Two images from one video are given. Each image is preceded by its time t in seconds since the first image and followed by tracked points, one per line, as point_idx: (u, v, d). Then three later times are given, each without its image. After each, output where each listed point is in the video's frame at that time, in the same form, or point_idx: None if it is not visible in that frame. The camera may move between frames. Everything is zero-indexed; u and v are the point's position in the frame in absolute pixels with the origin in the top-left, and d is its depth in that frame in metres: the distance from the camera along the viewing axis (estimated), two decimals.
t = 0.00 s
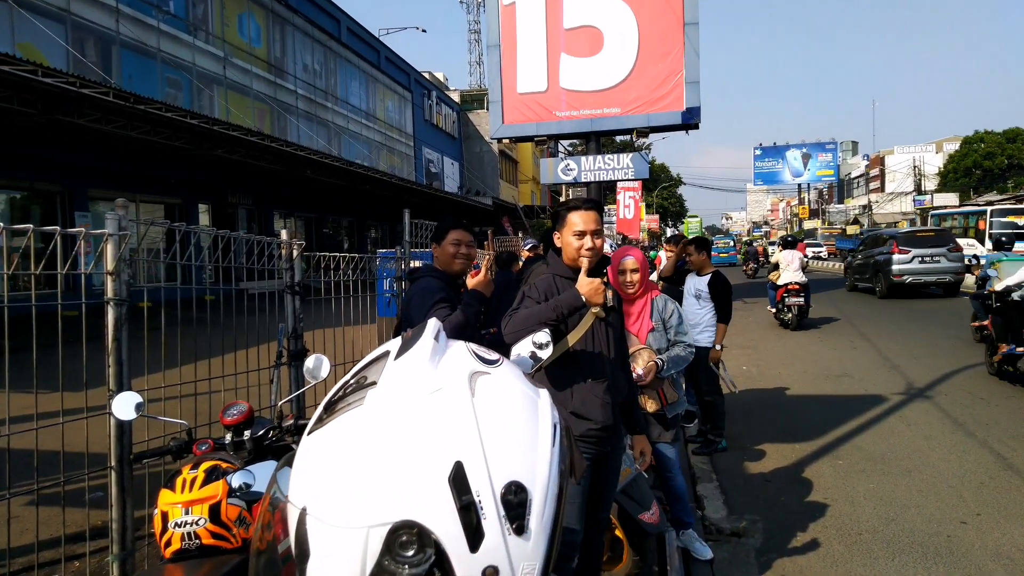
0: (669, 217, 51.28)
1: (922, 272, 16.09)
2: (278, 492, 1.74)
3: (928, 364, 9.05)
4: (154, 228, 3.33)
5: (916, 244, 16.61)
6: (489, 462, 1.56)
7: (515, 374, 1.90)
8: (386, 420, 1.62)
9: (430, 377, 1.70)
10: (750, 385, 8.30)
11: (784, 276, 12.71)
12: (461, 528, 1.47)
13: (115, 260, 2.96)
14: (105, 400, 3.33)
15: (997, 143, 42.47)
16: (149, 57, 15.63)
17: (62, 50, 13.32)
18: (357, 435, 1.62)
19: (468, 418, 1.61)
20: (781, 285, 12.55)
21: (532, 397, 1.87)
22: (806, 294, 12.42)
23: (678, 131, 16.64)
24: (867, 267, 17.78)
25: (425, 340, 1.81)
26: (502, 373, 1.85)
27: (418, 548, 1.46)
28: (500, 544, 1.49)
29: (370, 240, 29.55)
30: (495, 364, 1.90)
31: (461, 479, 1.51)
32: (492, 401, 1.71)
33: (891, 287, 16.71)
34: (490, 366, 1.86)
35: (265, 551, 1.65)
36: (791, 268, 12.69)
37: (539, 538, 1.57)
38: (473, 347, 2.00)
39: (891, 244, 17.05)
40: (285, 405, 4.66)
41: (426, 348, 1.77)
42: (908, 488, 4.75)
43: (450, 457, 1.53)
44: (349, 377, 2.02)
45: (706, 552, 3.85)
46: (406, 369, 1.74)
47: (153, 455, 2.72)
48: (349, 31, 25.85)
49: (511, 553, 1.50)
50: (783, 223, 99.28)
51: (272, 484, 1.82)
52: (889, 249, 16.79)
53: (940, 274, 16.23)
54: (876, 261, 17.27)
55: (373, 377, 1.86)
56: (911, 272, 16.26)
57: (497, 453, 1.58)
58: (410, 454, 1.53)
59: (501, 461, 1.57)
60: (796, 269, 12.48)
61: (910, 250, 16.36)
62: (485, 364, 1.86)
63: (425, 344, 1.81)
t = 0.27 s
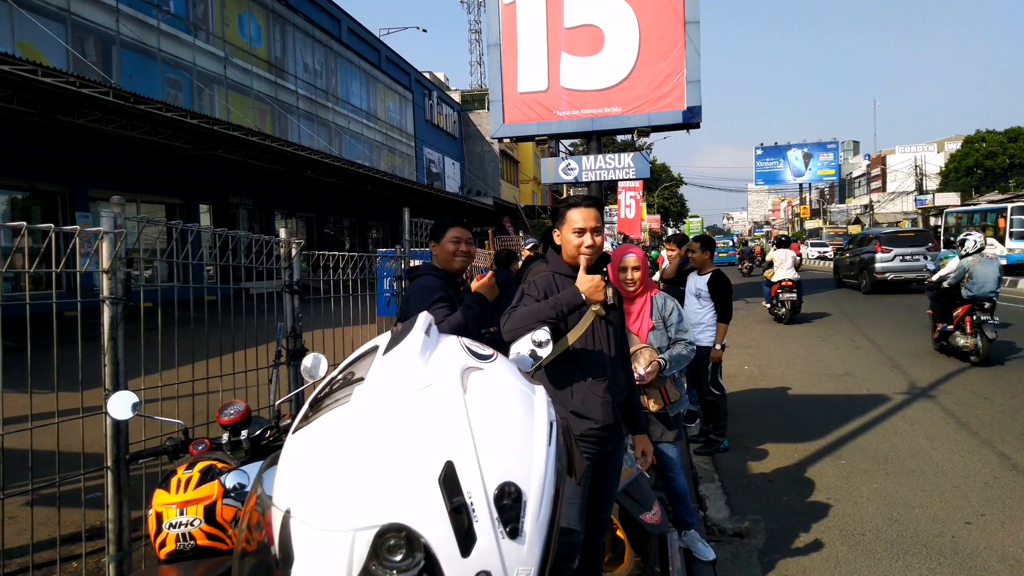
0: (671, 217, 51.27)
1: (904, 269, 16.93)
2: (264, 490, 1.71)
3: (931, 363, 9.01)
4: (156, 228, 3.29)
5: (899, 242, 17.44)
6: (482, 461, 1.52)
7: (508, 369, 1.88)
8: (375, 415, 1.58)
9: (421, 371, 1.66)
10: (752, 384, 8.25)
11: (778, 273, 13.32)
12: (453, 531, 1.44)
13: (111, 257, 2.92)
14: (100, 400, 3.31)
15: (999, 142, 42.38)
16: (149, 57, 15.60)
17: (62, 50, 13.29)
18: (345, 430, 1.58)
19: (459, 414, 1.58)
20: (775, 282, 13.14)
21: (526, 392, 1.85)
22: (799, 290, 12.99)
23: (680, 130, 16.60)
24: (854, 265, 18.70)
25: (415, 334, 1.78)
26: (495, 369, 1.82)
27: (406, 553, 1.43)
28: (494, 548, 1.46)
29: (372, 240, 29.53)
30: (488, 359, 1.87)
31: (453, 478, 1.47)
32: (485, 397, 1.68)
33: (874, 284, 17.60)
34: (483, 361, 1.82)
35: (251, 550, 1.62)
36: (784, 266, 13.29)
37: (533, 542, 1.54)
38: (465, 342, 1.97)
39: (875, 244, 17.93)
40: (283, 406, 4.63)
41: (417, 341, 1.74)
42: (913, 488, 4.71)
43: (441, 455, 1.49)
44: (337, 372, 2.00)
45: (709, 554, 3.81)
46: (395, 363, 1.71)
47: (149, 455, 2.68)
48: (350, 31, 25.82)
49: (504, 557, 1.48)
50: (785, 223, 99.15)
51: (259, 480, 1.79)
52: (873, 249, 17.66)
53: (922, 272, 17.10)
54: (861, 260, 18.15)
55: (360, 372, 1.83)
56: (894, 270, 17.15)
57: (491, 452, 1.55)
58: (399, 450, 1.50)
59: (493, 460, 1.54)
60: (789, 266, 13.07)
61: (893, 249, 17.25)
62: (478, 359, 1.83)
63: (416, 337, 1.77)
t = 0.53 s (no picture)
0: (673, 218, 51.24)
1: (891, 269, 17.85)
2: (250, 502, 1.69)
3: (935, 364, 8.97)
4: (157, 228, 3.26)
5: (889, 243, 18.34)
6: (473, 474, 1.49)
7: (501, 377, 1.85)
8: (363, 426, 1.55)
9: (410, 380, 1.63)
10: (755, 386, 8.20)
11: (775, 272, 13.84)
12: (442, 547, 1.40)
13: (108, 258, 2.88)
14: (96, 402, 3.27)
15: (1002, 142, 42.23)
16: (151, 57, 15.58)
17: (63, 51, 13.28)
18: (333, 440, 1.55)
19: (450, 425, 1.55)
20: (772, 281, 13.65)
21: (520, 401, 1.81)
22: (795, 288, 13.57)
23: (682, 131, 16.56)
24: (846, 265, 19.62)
25: (405, 340, 1.75)
26: (487, 377, 1.79)
27: (393, 570, 1.39)
28: (485, 564, 1.43)
29: (373, 240, 29.52)
30: (481, 367, 1.84)
31: (442, 493, 1.44)
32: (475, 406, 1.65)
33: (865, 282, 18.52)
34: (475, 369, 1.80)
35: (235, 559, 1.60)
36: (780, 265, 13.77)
37: (525, 557, 1.51)
38: (457, 347, 1.94)
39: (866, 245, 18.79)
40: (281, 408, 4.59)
41: (406, 348, 1.71)
42: (917, 492, 4.67)
43: (430, 468, 1.46)
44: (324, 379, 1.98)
45: (711, 558, 3.78)
46: (384, 370, 1.68)
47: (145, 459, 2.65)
48: (351, 31, 25.79)
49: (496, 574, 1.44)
50: (787, 223, 98.98)
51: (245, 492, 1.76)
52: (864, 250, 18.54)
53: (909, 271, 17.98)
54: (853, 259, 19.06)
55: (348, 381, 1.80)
56: (882, 269, 18.14)
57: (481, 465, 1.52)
58: (388, 462, 1.47)
59: (485, 474, 1.51)
60: (785, 266, 13.56)
61: (882, 250, 18.12)
62: (470, 367, 1.80)
63: (406, 343, 1.74)
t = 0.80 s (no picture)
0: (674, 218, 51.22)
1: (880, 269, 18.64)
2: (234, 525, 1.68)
3: (938, 365, 8.93)
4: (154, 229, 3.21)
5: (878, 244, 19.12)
6: (459, 500, 1.45)
7: (493, 393, 1.80)
8: (342, 453, 1.51)
9: (394, 401, 1.59)
10: (757, 388, 8.16)
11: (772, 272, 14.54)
12: None
13: (101, 262, 2.84)
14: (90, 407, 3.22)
15: (1004, 142, 42.13)
16: (150, 58, 15.56)
17: (63, 52, 13.25)
18: (315, 464, 1.52)
19: (436, 447, 1.50)
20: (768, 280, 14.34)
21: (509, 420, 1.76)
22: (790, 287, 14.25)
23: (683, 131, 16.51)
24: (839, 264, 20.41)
25: (391, 356, 1.70)
26: (476, 395, 1.73)
27: None
28: None
29: (374, 241, 29.51)
30: (471, 381, 1.79)
31: (426, 523, 1.40)
32: (464, 426, 1.60)
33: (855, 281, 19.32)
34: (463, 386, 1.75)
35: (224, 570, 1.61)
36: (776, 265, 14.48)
37: None
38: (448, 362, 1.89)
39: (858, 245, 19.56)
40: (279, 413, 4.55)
41: (391, 366, 1.66)
42: (921, 495, 4.63)
43: (415, 495, 1.43)
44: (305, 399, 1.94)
45: (713, 563, 3.80)
46: (370, 389, 1.64)
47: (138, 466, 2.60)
48: (351, 32, 25.78)
49: None
50: (789, 223, 98.90)
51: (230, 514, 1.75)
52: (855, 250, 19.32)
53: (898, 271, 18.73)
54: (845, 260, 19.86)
55: (329, 401, 1.75)
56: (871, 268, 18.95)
57: (469, 491, 1.47)
58: (368, 483, 1.44)
59: (473, 499, 1.46)
60: (781, 266, 14.25)
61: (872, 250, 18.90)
62: (460, 383, 1.75)
63: (391, 361, 1.70)
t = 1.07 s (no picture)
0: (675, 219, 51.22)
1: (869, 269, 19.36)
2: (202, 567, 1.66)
3: (940, 368, 8.89)
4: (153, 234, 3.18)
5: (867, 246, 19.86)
6: (429, 542, 1.42)
7: (470, 428, 1.78)
8: (309, 492, 1.49)
9: (364, 440, 1.57)
10: (757, 391, 8.13)
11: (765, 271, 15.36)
12: None
13: (92, 269, 2.81)
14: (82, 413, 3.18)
15: (1006, 143, 42.05)
16: (151, 60, 15.55)
17: (63, 55, 13.25)
18: (279, 504, 1.50)
19: (407, 488, 1.48)
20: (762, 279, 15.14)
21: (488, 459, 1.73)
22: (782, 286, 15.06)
23: (683, 133, 16.48)
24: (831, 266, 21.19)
25: (362, 391, 1.68)
26: (453, 430, 1.72)
27: None
28: None
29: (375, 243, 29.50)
30: (446, 416, 1.77)
31: (394, 566, 1.38)
32: (435, 463, 1.58)
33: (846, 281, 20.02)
34: (437, 420, 1.73)
35: None
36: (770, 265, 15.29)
37: None
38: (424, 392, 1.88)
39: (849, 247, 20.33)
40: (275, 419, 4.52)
41: (360, 403, 1.65)
42: (922, 501, 4.59)
43: (382, 542, 1.40)
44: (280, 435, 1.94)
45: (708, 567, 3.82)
46: (339, 424, 1.62)
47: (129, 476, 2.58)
48: (352, 34, 25.79)
49: None
50: (790, 224, 98.78)
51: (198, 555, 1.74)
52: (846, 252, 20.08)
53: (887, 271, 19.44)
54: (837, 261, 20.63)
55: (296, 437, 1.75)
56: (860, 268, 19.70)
57: (440, 532, 1.45)
58: (344, 530, 1.42)
59: (444, 539, 1.44)
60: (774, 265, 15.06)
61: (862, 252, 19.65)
62: (434, 417, 1.73)
63: (362, 396, 1.68)
